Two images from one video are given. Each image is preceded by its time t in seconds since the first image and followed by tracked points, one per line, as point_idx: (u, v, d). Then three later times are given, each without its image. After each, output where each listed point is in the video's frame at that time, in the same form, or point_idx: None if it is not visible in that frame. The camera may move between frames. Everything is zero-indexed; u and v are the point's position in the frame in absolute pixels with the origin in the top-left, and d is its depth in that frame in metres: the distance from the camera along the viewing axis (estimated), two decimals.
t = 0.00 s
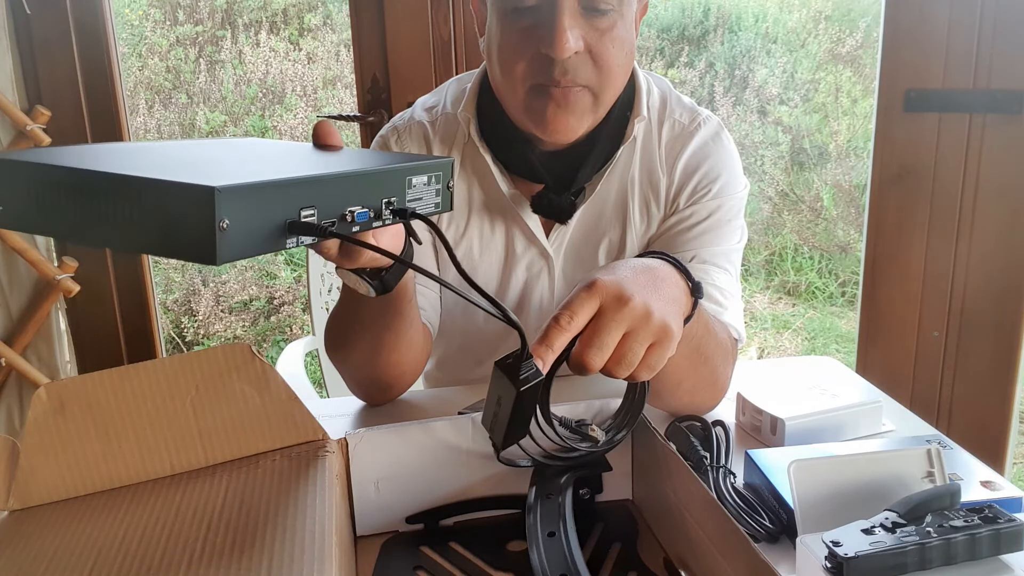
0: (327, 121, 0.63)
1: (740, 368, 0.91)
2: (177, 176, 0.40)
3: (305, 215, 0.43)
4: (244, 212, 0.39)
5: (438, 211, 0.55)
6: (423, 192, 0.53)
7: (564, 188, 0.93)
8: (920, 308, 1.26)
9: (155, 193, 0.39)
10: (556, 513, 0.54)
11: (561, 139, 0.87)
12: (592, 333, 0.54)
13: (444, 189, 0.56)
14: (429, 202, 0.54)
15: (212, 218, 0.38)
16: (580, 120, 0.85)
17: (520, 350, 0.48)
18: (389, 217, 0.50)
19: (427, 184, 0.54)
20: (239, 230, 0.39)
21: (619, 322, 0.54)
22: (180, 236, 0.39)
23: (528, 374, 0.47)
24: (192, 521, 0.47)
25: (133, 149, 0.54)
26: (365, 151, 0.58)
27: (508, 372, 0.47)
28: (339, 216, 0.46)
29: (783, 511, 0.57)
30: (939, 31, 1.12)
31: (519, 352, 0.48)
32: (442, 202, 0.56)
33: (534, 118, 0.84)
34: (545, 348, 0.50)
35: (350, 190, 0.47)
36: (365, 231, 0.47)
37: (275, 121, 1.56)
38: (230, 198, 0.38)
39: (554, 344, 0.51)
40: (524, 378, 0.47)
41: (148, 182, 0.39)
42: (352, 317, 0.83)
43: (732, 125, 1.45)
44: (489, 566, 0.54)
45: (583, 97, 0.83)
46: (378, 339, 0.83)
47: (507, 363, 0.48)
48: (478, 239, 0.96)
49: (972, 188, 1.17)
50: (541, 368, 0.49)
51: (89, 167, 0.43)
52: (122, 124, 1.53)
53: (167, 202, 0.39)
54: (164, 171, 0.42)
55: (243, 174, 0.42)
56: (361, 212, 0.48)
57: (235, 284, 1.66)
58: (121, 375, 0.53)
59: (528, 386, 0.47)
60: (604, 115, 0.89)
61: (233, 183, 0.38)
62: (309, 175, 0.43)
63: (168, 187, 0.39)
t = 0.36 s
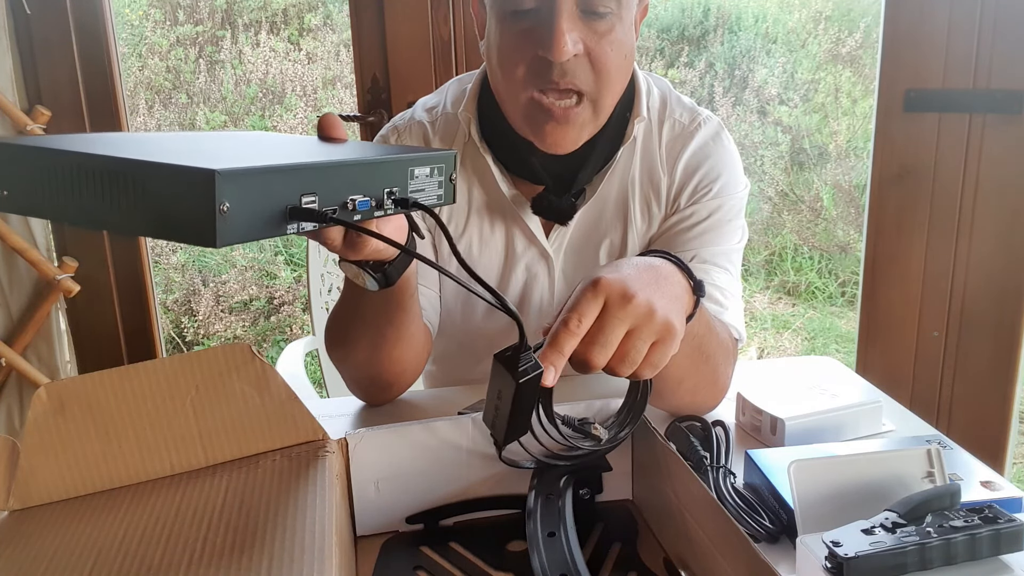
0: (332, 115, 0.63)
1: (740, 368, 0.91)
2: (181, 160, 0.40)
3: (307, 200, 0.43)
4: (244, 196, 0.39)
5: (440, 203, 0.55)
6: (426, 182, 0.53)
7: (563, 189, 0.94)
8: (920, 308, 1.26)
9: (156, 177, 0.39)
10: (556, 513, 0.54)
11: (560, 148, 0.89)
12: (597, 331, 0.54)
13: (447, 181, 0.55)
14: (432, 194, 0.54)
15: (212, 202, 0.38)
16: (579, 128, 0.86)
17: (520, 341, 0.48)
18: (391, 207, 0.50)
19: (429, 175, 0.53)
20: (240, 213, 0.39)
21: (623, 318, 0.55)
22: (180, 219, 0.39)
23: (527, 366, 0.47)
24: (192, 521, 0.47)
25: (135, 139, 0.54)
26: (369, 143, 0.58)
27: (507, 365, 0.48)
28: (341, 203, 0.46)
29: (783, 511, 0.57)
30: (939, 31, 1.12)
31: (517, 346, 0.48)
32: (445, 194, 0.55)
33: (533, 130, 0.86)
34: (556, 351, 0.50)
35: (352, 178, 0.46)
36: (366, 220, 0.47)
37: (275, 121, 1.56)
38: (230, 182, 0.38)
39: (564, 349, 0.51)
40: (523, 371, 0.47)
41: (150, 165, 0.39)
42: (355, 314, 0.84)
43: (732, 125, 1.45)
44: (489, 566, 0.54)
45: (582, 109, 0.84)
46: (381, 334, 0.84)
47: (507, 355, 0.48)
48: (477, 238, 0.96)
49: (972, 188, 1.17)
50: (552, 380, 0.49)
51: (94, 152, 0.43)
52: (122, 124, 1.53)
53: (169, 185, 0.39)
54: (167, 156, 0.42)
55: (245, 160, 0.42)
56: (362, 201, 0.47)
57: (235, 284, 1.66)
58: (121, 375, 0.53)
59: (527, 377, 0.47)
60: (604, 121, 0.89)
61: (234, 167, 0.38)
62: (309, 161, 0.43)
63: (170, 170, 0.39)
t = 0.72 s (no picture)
0: (337, 114, 0.63)
1: (740, 368, 0.91)
2: (194, 163, 0.40)
3: (317, 204, 0.43)
4: (257, 200, 0.39)
5: (446, 205, 0.54)
6: (431, 184, 0.52)
7: (562, 191, 0.92)
8: (920, 308, 1.26)
9: (170, 181, 0.39)
10: (556, 513, 0.54)
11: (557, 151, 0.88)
12: (592, 327, 0.54)
13: (453, 182, 0.54)
14: (437, 196, 0.53)
15: (226, 206, 0.38)
16: (576, 131, 0.86)
17: (527, 343, 0.48)
18: (399, 210, 0.50)
19: (435, 176, 0.53)
20: (253, 216, 0.39)
21: (620, 315, 0.54)
22: (194, 224, 0.39)
23: (535, 368, 0.47)
24: (192, 521, 0.47)
25: (136, 139, 0.54)
26: (372, 143, 0.59)
27: (514, 367, 0.48)
28: (350, 206, 0.46)
29: (783, 511, 0.57)
30: (939, 31, 1.12)
31: (525, 347, 0.48)
32: (451, 196, 0.55)
33: (532, 134, 0.86)
34: (547, 350, 0.51)
35: (360, 180, 0.46)
36: (375, 223, 0.47)
37: (275, 121, 1.56)
38: (245, 186, 0.38)
39: (555, 347, 0.52)
40: (530, 374, 0.47)
41: (165, 168, 0.39)
42: (357, 312, 0.84)
43: (732, 125, 1.45)
44: (489, 566, 0.54)
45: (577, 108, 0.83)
46: (381, 333, 0.84)
47: (514, 357, 0.48)
48: (476, 238, 0.95)
49: (972, 187, 1.17)
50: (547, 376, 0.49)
51: (103, 152, 0.43)
52: (123, 124, 1.53)
53: (183, 189, 0.39)
54: (178, 158, 0.42)
55: (255, 163, 0.42)
56: (371, 204, 0.47)
57: (235, 284, 1.67)
58: (121, 375, 0.53)
59: (535, 380, 0.47)
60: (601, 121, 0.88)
61: (248, 171, 0.38)
62: (320, 164, 0.43)
63: (184, 174, 0.39)
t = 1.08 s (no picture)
0: (337, 110, 0.64)
1: (740, 368, 0.91)
2: (205, 164, 0.40)
3: (325, 205, 0.43)
4: (268, 201, 0.39)
5: (446, 204, 0.54)
6: (433, 184, 0.52)
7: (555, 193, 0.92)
8: (920, 308, 1.26)
9: (181, 182, 0.39)
10: (556, 513, 0.54)
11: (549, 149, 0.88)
12: (589, 324, 0.54)
13: (454, 181, 0.54)
14: (438, 195, 0.53)
15: (238, 207, 0.38)
16: (567, 129, 0.85)
17: (533, 341, 0.48)
18: (402, 210, 0.50)
19: (437, 176, 0.53)
20: (265, 218, 0.39)
21: (617, 310, 0.54)
22: (205, 225, 0.39)
23: (540, 366, 0.47)
24: (193, 521, 0.47)
25: (139, 130, 0.54)
26: (371, 140, 0.58)
27: (519, 365, 0.48)
28: (355, 207, 0.46)
29: (783, 511, 0.57)
30: (939, 31, 1.12)
31: (531, 345, 0.48)
32: (451, 195, 0.55)
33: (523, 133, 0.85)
34: (546, 350, 0.51)
35: (366, 181, 0.46)
36: (380, 224, 0.47)
37: (275, 121, 1.56)
38: (257, 189, 0.38)
39: (555, 346, 0.52)
40: (536, 371, 0.47)
41: (176, 169, 0.39)
42: (356, 311, 0.84)
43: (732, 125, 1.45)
44: (489, 566, 0.54)
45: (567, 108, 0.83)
46: (379, 333, 0.84)
47: (519, 355, 0.48)
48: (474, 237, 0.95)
49: (972, 187, 1.17)
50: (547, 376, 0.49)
51: (111, 151, 0.43)
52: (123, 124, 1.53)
53: (194, 189, 0.39)
54: (188, 157, 0.42)
55: (262, 161, 0.42)
56: (376, 203, 0.47)
57: (235, 284, 1.67)
58: (122, 375, 0.53)
59: (540, 378, 0.47)
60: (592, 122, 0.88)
61: (261, 173, 0.38)
62: (328, 165, 0.43)
63: (195, 176, 0.39)
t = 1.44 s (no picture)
0: (335, 105, 0.63)
1: (740, 368, 0.91)
2: (209, 152, 0.40)
3: (327, 195, 0.43)
4: (272, 188, 0.39)
5: (445, 198, 0.54)
6: (432, 178, 0.52)
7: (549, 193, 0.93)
8: (920, 308, 1.26)
9: (185, 169, 0.39)
10: (556, 513, 0.54)
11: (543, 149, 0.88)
12: (584, 323, 0.54)
13: (453, 176, 0.54)
14: (437, 188, 0.53)
15: (242, 194, 0.38)
16: (559, 129, 0.86)
17: (531, 336, 0.48)
18: (402, 202, 0.50)
19: (436, 170, 0.53)
20: (269, 206, 0.39)
21: (611, 309, 0.54)
22: (208, 211, 0.39)
23: (538, 360, 0.47)
24: (192, 521, 0.47)
25: (139, 124, 0.54)
26: (370, 135, 0.58)
27: (518, 359, 0.48)
28: (356, 197, 0.45)
29: (783, 511, 0.57)
30: (939, 32, 1.12)
31: (530, 340, 0.48)
32: (450, 189, 0.55)
33: (513, 131, 0.86)
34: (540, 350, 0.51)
35: (368, 171, 0.46)
36: (381, 215, 0.47)
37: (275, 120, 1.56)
38: (261, 175, 0.38)
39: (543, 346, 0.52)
40: (534, 366, 0.47)
41: (180, 157, 0.39)
42: (355, 311, 0.84)
43: (732, 125, 1.45)
44: (489, 566, 0.54)
45: (561, 108, 0.84)
46: (377, 333, 0.84)
47: (517, 350, 0.48)
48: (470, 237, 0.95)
49: (972, 187, 1.17)
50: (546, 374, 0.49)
51: (115, 139, 0.43)
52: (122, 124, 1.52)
53: (198, 176, 0.39)
54: (192, 146, 0.42)
55: (264, 152, 0.42)
56: (377, 195, 0.47)
57: (236, 284, 1.67)
58: (122, 375, 0.53)
59: (538, 373, 0.47)
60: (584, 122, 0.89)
61: (265, 159, 0.38)
62: (331, 154, 0.43)
63: (199, 162, 0.39)
